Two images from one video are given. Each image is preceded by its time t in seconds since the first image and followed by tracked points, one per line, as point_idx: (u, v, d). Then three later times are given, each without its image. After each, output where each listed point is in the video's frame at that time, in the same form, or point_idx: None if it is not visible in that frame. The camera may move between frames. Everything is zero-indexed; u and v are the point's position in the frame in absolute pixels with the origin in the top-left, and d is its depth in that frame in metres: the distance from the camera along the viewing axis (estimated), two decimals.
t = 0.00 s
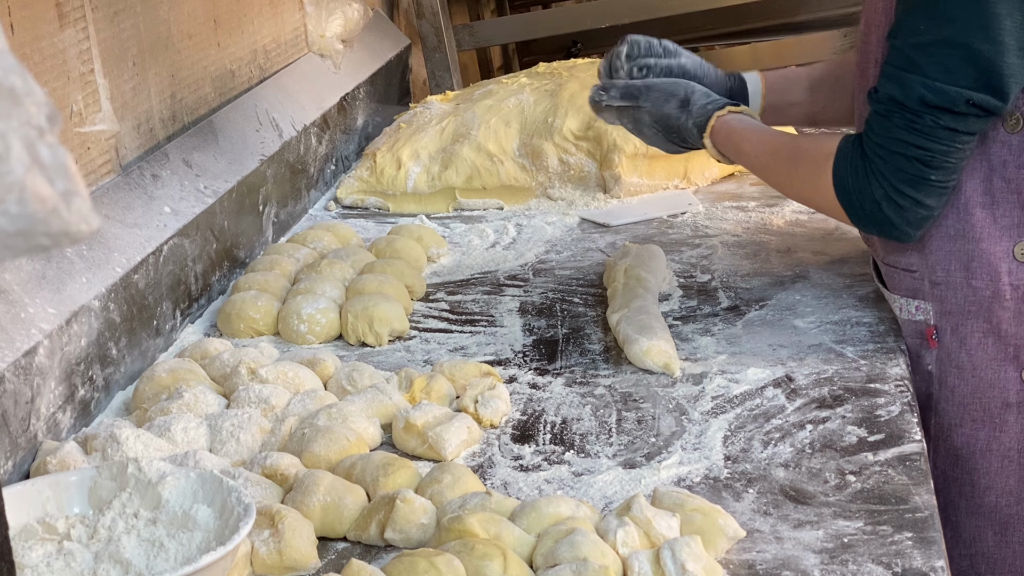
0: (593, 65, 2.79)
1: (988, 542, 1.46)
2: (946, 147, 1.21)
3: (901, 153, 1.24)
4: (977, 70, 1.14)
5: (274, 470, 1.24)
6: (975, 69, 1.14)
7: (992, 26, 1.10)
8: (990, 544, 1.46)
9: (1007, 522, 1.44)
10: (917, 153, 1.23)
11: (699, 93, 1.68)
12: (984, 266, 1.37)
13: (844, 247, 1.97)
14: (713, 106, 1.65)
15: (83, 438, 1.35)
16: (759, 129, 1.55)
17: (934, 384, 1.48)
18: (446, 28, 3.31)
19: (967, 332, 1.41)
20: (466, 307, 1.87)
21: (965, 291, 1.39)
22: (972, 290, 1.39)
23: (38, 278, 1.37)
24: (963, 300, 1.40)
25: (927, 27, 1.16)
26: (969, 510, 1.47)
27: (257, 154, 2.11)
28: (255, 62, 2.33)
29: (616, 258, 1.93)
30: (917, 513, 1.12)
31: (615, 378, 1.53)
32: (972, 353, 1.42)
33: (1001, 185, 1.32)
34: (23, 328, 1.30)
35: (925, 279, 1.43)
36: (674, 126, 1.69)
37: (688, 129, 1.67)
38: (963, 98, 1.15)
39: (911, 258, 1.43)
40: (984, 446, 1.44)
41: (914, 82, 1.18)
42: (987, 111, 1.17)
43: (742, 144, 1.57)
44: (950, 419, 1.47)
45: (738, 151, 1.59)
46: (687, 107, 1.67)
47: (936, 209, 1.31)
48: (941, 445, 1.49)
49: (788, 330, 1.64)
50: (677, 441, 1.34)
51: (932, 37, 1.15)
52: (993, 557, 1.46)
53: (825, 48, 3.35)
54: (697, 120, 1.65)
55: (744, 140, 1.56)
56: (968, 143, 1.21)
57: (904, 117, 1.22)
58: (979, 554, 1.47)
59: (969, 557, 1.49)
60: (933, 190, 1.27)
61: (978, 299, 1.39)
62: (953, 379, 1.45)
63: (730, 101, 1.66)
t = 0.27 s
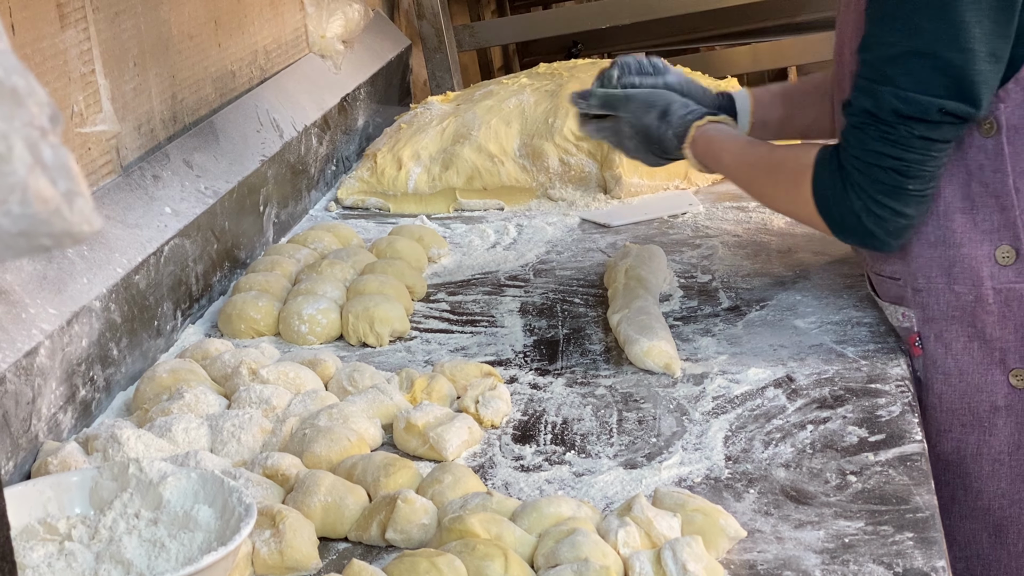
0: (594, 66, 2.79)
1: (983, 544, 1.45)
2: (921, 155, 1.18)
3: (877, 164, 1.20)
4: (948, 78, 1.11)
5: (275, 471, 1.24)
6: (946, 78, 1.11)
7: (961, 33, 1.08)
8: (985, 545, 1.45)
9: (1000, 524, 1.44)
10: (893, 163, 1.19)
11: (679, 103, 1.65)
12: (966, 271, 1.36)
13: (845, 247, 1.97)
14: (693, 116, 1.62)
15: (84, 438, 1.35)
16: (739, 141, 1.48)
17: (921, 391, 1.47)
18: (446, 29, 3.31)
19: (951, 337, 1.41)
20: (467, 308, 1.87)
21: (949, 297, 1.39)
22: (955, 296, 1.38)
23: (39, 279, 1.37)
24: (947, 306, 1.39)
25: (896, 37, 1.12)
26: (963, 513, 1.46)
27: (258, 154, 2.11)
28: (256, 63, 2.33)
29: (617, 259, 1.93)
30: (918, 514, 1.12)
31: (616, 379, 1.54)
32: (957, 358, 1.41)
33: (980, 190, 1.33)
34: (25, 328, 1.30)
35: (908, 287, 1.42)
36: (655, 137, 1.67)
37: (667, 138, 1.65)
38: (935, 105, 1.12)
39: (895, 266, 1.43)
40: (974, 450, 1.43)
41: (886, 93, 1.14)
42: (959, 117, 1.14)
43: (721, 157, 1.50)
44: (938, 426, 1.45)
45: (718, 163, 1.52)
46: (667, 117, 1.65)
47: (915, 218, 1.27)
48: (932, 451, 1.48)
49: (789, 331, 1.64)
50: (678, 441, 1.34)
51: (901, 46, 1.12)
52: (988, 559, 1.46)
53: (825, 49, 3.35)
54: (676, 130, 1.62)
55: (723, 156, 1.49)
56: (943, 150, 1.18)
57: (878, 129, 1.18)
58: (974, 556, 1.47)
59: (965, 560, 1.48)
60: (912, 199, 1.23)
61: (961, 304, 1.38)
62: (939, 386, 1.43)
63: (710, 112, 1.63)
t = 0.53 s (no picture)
0: (595, 66, 2.79)
1: (991, 542, 1.44)
2: (859, 166, 1.13)
3: (814, 175, 1.16)
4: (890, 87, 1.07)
5: (277, 471, 1.24)
6: (887, 87, 1.07)
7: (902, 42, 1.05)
8: (992, 544, 1.44)
9: (1006, 522, 1.42)
10: (830, 172, 1.14)
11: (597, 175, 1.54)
12: (946, 273, 1.34)
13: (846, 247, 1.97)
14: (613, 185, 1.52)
15: (85, 439, 1.35)
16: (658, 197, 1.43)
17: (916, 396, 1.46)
18: (447, 29, 3.31)
19: (938, 340, 1.39)
20: (468, 309, 1.87)
21: (931, 301, 1.36)
22: (938, 299, 1.36)
23: (40, 279, 1.37)
24: (930, 310, 1.37)
25: (838, 47, 1.08)
26: (967, 513, 1.46)
27: (259, 155, 2.10)
28: (257, 64, 2.33)
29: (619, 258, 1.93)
30: (920, 514, 1.11)
31: (618, 380, 1.53)
32: (946, 361, 1.39)
33: (953, 190, 1.30)
34: (26, 329, 1.30)
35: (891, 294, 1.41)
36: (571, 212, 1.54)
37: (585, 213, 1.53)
38: (875, 115, 1.08)
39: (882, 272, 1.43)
40: (973, 450, 1.42)
41: (825, 101, 1.10)
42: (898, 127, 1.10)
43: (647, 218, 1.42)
44: (935, 430, 1.44)
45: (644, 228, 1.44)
46: (586, 189, 1.53)
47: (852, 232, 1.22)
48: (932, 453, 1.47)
49: (791, 331, 1.64)
50: (680, 442, 1.33)
51: (842, 56, 1.08)
52: (997, 557, 1.45)
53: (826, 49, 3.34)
54: (595, 200, 1.51)
55: (642, 216, 1.43)
56: (879, 161, 1.13)
57: (815, 138, 1.13)
58: (983, 555, 1.46)
59: (972, 558, 1.48)
60: (850, 213, 1.18)
61: (945, 307, 1.36)
62: (932, 390, 1.43)
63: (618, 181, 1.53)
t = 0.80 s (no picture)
0: (597, 67, 2.79)
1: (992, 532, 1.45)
2: (785, 146, 1.20)
3: (740, 156, 1.24)
4: (815, 68, 1.14)
5: (279, 473, 1.24)
6: (812, 68, 1.15)
7: (828, 23, 1.13)
8: (993, 533, 1.45)
9: (1004, 511, 1.43)
10: (756, 153, 1.21)
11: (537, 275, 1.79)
12: (926, 273, 1.36)
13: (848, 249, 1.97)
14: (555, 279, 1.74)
15: (88, 439, 1.35)
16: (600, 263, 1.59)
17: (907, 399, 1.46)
18: (449, 30, 3.31)
19: (927, 341, 1.39)
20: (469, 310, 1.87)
21: (916, 303, 1.38)
22: (922, 300, 1.38)
23: (42, 280, 1.37)
24: (916, 312, 1.38)
25: (771, 28, 1.17)
26: (965, 505, 1.46)
27: (261, 156, 2.11)
28: (258, 65, 2.33)
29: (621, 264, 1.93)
30: (922, 515, 1.12)
31: (619, 381, 1.54)
32: (935, 360, 1.40)
33: (923, 189, 1.34)
34: (29, 330, 1.30)
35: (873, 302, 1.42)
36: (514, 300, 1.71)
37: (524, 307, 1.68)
38: (801, 93, 1.15)
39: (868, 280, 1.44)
40: (966, 442, 1.43)
41: (753, 81, 1.18)
42: (823, 109, 1.17)
43: (602, 308, 1.57)
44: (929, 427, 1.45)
45: (593, 309, 1.58)
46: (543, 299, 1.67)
47: (783, 216, 1.28)
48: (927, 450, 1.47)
49: (792, 332, 1.64)
50: (682, 443, 1.34)
51: (773, 36, 1.16)
52: (1000, 547, 1.45)
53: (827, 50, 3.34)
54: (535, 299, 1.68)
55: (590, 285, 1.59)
56: (807, 145, 1.20)
57: (743, 120, 1.21)
58: (985, 546, 1.46)
59: (975, 550, 1.48)
60: (775, 194, 1.25)
61: (928, 307, 1.38)
62: (922, 391, 1.43)
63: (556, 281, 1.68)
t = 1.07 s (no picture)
0: (597, 68, 2.79)
1: (993, 532, 1.45)
2: (790, 146, 1.20)
3: (747, 156, 1.23)
4: (819, 68, 1.15)
5: (281, 474, 1.24)
6: (817, 68, 1.15)
7: (833, 24, 1.13)
8: (995, 533, 1.44)
9: (1006, 510, 1.43)
10: (760, 152, 1.21)
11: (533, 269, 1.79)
12: (928, 270, 1.36)
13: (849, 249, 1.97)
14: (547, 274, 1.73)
15: (89, 441, 1.35)
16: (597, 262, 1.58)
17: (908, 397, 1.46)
18: (449, 31, 3.31)
19: (928, 340, 1.39)
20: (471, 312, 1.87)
21: (917, 301, 1.38)
22: (923, 298, 1.37)
23: (43, 282, 1.37)
24: (918, 310, 1.38)
25: (774, 28, 1.17)
26: (967, 504, 1.46)
27: (262, 157, 2.11)
28: (259, 66, 2.33)
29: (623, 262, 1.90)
30: (924, 516, 1.11)
31: (621, 382, 1.53)
32: (936, 358, 1.39)
33: (923, 188, 1.34)
34: (30, 331, 1.30)
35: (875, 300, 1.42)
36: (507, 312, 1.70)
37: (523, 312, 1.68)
38: (806, 93, 1.15)
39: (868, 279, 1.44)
40: (969, 440, 1.43)
41: (758, 82, 1.18)
42: (827, 109, 1.17)
43: (602, 307, 1.57)
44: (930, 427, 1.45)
45: (594, 308, 1.58)
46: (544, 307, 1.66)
47: (789, 216, 1.28)
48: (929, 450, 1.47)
49: (794, 334, 1.64)
50: (683, 444, 1.33)
51: (777, 36, 1.16)
52: (1002, 546, 1.44)
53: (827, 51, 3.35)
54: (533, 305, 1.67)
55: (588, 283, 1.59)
56: (811, 144, 1.20)
57: (748, 120, 1.21)
58: (986, 545, 1.46)
59: (976, 549, 1.48)
60: (781, 194, 1.25)
61: (930, 305, 1.37)
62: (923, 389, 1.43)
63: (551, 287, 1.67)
